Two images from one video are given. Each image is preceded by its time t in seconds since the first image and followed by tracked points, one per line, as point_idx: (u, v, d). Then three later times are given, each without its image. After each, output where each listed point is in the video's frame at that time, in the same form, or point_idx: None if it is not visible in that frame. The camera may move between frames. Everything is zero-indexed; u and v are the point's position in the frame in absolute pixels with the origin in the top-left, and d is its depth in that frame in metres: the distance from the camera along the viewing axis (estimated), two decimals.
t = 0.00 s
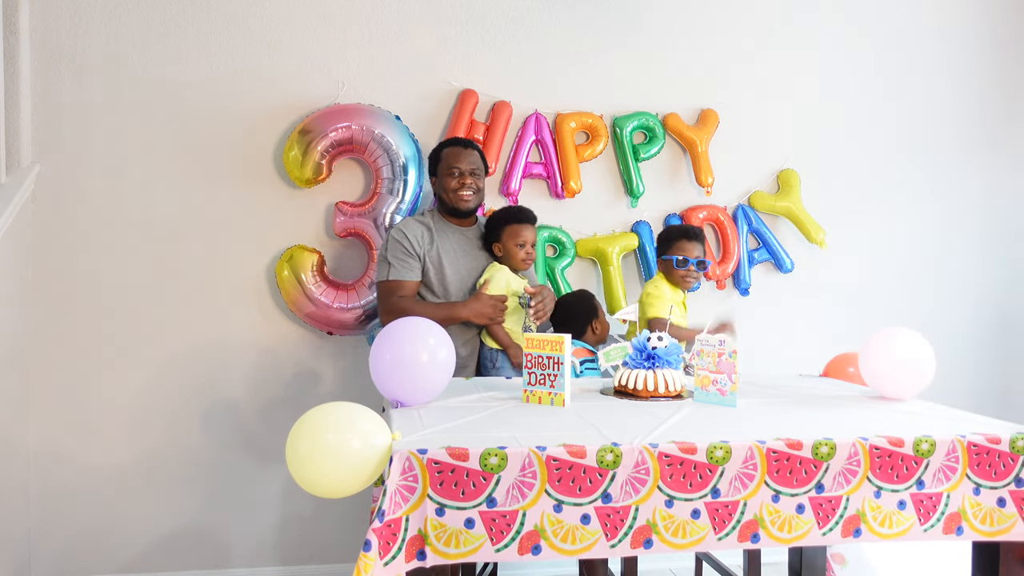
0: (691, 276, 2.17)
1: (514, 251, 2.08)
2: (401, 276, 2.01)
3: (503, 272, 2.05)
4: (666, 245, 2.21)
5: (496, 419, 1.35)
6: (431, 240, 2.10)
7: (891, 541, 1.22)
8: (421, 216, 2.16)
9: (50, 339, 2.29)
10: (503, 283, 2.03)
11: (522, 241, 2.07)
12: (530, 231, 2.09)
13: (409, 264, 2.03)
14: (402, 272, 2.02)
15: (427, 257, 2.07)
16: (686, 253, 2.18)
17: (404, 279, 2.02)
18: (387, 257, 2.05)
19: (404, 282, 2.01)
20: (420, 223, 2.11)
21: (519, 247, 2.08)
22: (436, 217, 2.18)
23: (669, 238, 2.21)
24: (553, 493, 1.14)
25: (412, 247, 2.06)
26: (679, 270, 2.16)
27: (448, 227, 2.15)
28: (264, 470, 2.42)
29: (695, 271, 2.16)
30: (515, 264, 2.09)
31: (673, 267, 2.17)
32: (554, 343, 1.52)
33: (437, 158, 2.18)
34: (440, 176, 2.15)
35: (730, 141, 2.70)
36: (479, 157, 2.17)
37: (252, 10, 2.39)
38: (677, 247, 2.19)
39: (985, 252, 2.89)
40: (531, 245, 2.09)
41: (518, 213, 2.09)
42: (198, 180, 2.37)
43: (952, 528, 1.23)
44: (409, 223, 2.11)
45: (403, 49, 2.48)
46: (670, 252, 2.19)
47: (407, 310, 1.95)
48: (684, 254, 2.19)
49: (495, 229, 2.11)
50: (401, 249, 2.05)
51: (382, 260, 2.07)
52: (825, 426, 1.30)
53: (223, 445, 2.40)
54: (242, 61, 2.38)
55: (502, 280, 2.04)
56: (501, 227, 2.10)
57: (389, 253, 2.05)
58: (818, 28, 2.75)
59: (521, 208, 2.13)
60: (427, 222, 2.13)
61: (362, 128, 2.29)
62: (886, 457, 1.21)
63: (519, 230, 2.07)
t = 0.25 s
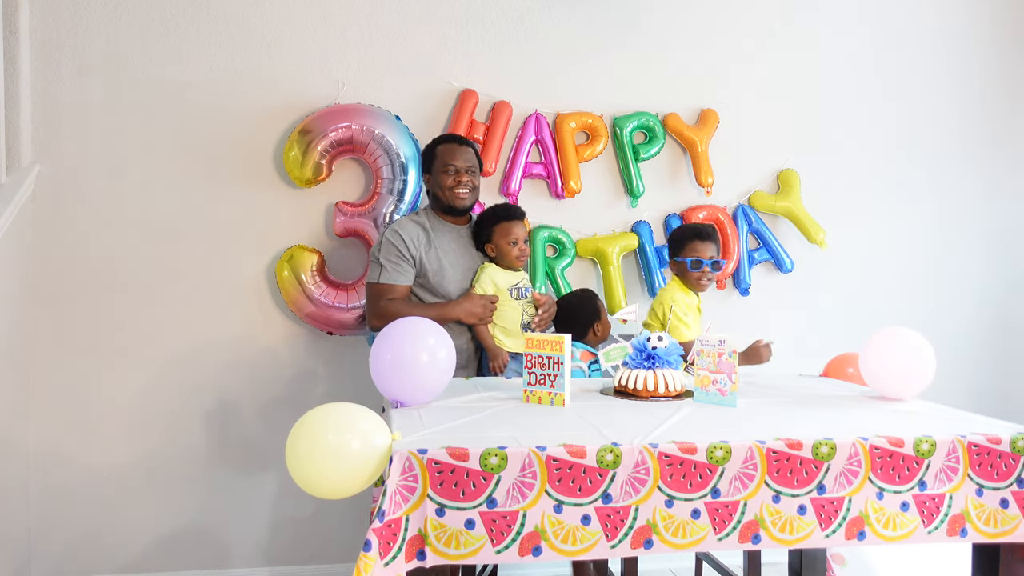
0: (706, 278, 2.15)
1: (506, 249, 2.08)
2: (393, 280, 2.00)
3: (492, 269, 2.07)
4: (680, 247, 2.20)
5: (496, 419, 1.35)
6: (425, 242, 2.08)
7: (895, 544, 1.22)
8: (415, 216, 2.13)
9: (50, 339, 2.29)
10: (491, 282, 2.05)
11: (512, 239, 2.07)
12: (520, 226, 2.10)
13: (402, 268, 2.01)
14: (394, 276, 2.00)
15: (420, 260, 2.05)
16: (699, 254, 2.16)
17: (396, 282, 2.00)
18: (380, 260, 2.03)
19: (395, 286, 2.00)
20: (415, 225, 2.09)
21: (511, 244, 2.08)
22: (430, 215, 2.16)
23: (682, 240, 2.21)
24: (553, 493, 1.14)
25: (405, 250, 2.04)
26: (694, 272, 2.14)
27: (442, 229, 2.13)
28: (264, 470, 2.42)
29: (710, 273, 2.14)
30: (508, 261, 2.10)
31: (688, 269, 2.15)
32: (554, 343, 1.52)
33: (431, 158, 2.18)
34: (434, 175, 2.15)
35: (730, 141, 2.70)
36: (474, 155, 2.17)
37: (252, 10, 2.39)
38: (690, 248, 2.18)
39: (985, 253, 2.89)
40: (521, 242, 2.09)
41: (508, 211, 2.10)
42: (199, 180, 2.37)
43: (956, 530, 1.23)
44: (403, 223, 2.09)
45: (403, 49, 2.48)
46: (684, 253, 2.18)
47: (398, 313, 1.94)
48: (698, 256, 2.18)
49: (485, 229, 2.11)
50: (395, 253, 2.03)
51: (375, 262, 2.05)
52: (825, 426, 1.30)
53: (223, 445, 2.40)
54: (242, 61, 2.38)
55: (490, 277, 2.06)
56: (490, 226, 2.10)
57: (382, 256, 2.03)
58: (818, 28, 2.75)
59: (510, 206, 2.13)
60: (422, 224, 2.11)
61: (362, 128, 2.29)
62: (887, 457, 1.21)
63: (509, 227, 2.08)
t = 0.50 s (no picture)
0: (721, 280, 2.14)
1: (501, 252, 2.07)
2: (393, 284, 1.98)
3: (491, 271, 2.07)
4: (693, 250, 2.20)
5: (496, 420, 1.35)
6: (425, 245, 2.06)
7: (899, 545, 1.22)
8: (415, 218, 2.11)
9: (50, 339, 2.29)
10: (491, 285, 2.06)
11: (506, 241, 2.06)
12: (515, 227, 2.08)
13: (403, 272, 1.99)
14: (394, 280, 1.98)
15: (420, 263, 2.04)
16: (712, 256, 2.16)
17: (396, 286, 1.98)
18: (380, 263, 2.00)
19: (395, 290, 1.98)
20: (415, 227, 2.07)
21: (506, 248, 2.06)
22: (427, 214, 2.14)
23: (696, 242, 2.20)
24: (553, 493, 1.14)
25: (406, 254, 2.01)
26: (710, 274, 2.13)
27: (441, 231, 2.11)
28: (264, 470, 2.42)
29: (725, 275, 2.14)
30: (503, 264, 2.09)
31: (704, 272, 2.14)
32: (554, 343, 1.52)
33: (428, 156, 2.15)
34: (435, 172, 2.13)
35: (730, 141, 2.70)
36: (472, 153, 2.18)
37: (252, 10, 2.39)
38: (704, 250, 2.18)
39: (984, 253, 2.89)
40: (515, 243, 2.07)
41: (503, 211, 2.08)
42: (198, 180, 2.37)
43: (960, 532, 1.23)
44: (402, 224, 2.06)
45: (403, 49, 2.48)
46: (699, 257, 2.18)
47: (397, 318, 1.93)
48: (711, 257, 2.17)
49: (479, 231, 2.09)
50: (395, 255, 2.01)
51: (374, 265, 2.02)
52: (825, 426, 1.30)
53: (222, 445, 2.40)
54: (242, 61, 2.38)
55: (489, 280, 2.06)
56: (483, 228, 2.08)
57: (382, 259, 2.00)
58: (818, 28, 2.76)
59: (504, 206, 2.10)
60: (421, 227, 2.08)
61: (362, 128, 2.29)
62: (887, 457, 1.21)
63: (503, 229, 2.06)
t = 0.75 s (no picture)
0: (715, 278, 2.16)
1: (501, 255, 2.05)
2: (392, 289, 1.96)
3: (491, 276, 2.07)
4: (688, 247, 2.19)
5: (496, 420, 1.35)
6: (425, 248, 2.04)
7: (900, 546, 1.21)
8: (413, 219, 2.08)
9: (49, 339, 2.29)
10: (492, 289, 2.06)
11: (507, 246, 2.04)
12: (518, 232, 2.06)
13: (402, 277, 1.98)
14: (394, 286, 1.97)
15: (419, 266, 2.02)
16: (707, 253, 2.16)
17: (396, 292, 1.96)
18: (379, 268, 1.98)
19: (395, 295, 1.96)
20: (414, 229, 2.04)
21: (507, 252, 2.05)
22: (425, 214, 2.11)
23: (690, 238, 2.20)
24: (553, 493, 1.14)
25: (406, 259, 1.99)
26: (705, 271, 2.15)
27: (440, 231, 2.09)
28: (264, 470, 2.42)
29: (720, 272, 2.16)
30: (502, 267, 2.08)
31: (699, 269, 2.15)
32: (554, 343, 1.52)
33: (441, 151, 2.11)
34: (449, 167, 2.09)
35: (730, 141, 2.70)
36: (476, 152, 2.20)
37: (252, 10, 2.39)
38: (699, 247, 2.17)
39: (985, 253, 2.89)
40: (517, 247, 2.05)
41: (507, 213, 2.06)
42: (198, 180, 2.37)
43: (961, 532, 1.23)
44: (402, 227, 2.03)
45: (403, 50, 2.48)
46: (695, 254, 2.17)
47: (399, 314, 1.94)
48: (706, 255, 2.17)
49: (481, 234, 2.08)
50: (395, 261, 1.98)
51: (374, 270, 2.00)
52: (825, 426, 1.30)
53: (222, 444, 2.40)
54: (242, 61, 2.38)
55: (490, 285, 2.06)
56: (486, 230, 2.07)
57: (381, 264, 1.98)
58: (818, 28, 2.76)
59: (507, 208, 2.08)
60: (421, 229, 2.06)
61: (362, 128, 2.29)
62: (887, 457, 1.21)
63: (506, 233, 2.04)
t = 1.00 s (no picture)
0: (707, 275, 2.13)
1: (511, 264, 2.03)
2: (396, 280, 1.95)
3: (492, 277, 2.08)
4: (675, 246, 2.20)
5: (496, 419, 1.35)
6: (429, 240, 2.03)
7: (899, 545, 1.21)
8: (417, 210, 2.07)
9: (49, 339, 2.29)
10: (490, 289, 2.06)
11: (519, 257, 2.01)
12: (531, 241, 2.03)
13: (406, 268, 1.97)
14: (397, 276, 1.95)
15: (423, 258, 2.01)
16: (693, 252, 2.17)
17: (399, 283, 1.95)
18: (383, 259, 1.97)
19: (397, 286, 1.95)
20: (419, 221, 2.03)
21: (518, 261, 2.02)
22: (430, 210, 2.09)
23: (677, 239, 2.20)
24: (553, 492, 1.14)
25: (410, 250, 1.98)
26: (694, 271, 2.13)
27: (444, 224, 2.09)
28: (264, 470, 2.42)
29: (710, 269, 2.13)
30: (513, 275, 2.05)
31: (688, 268, 2.13)
32: (554, 343, 1.52)
33: (461, 149, 2.09)
34: (467, 169, 2.08)
35: (731, 141, 2.70)
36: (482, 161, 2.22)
37: (252, 10, 2.39)
38: (686, 247, 2.18)
39: (984, 253, 2.89)
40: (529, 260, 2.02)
41: (521, 220, 2.03)
42: (198, 180, 2.37)
43: (958, 531, 1.23)
44: (408, 220, 2.02)
45: (403, 50, 2.48)
46: (681, 253, 2.18)
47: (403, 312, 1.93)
48: (695, 253, 2.17)
49: (494, 240, 2.06)
50: (400, 253, 1.97)
51: (377, 260, 1.99)
52: (825, 426, 1.30)
53: (223, 445, 2.40)
54: (242, 62, 2.38)
55: (489, 285, 2.07)
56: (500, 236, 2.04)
57: (385, 255, 1.96)
58: (818, 29, 2.75)
59: (521, 215, 2.05)
60: (426, 221, 2.05)
61: (362, 128, 2.29)
62: (887, 457, 1.21)
63: (519, 242, 2.01)
